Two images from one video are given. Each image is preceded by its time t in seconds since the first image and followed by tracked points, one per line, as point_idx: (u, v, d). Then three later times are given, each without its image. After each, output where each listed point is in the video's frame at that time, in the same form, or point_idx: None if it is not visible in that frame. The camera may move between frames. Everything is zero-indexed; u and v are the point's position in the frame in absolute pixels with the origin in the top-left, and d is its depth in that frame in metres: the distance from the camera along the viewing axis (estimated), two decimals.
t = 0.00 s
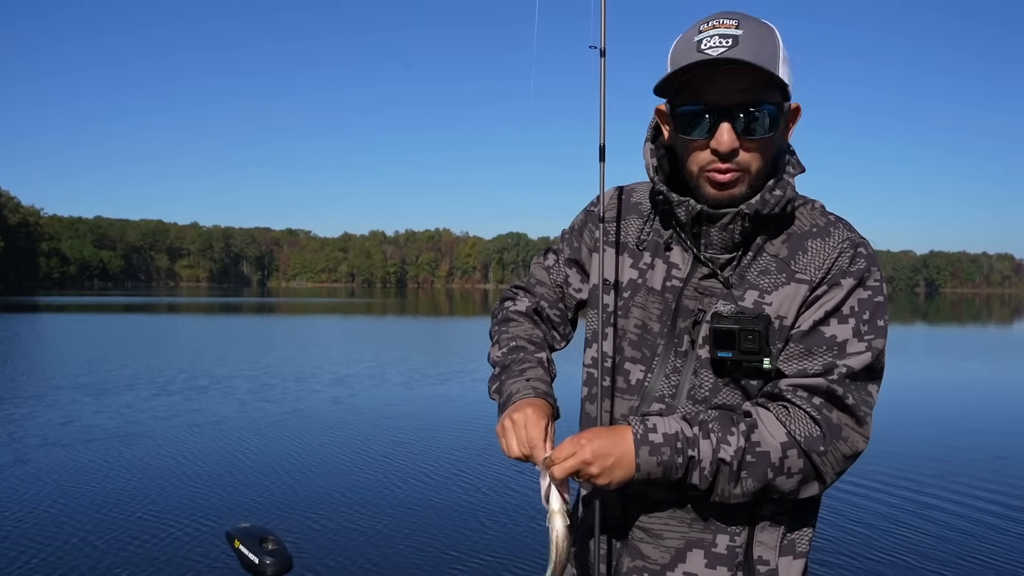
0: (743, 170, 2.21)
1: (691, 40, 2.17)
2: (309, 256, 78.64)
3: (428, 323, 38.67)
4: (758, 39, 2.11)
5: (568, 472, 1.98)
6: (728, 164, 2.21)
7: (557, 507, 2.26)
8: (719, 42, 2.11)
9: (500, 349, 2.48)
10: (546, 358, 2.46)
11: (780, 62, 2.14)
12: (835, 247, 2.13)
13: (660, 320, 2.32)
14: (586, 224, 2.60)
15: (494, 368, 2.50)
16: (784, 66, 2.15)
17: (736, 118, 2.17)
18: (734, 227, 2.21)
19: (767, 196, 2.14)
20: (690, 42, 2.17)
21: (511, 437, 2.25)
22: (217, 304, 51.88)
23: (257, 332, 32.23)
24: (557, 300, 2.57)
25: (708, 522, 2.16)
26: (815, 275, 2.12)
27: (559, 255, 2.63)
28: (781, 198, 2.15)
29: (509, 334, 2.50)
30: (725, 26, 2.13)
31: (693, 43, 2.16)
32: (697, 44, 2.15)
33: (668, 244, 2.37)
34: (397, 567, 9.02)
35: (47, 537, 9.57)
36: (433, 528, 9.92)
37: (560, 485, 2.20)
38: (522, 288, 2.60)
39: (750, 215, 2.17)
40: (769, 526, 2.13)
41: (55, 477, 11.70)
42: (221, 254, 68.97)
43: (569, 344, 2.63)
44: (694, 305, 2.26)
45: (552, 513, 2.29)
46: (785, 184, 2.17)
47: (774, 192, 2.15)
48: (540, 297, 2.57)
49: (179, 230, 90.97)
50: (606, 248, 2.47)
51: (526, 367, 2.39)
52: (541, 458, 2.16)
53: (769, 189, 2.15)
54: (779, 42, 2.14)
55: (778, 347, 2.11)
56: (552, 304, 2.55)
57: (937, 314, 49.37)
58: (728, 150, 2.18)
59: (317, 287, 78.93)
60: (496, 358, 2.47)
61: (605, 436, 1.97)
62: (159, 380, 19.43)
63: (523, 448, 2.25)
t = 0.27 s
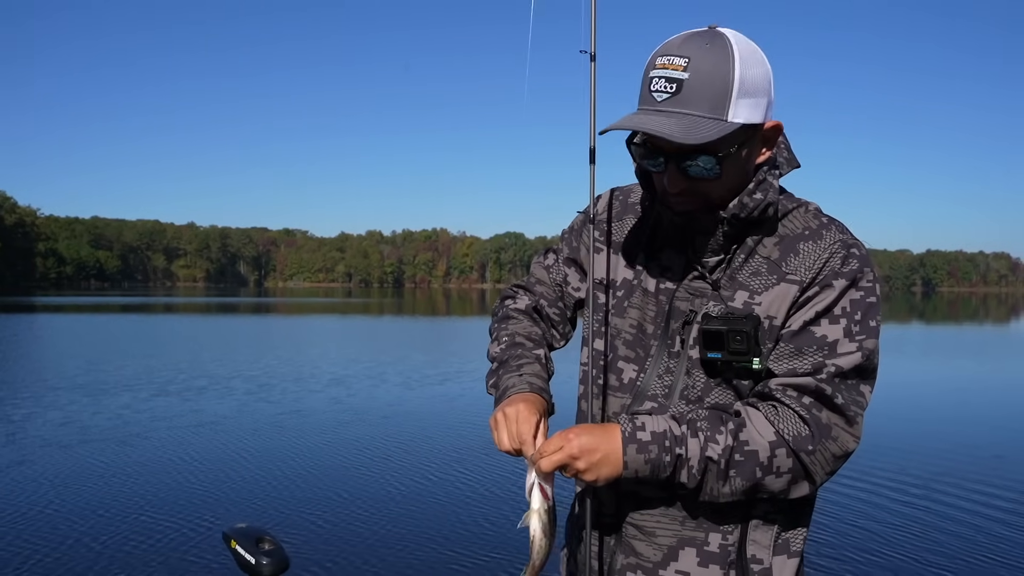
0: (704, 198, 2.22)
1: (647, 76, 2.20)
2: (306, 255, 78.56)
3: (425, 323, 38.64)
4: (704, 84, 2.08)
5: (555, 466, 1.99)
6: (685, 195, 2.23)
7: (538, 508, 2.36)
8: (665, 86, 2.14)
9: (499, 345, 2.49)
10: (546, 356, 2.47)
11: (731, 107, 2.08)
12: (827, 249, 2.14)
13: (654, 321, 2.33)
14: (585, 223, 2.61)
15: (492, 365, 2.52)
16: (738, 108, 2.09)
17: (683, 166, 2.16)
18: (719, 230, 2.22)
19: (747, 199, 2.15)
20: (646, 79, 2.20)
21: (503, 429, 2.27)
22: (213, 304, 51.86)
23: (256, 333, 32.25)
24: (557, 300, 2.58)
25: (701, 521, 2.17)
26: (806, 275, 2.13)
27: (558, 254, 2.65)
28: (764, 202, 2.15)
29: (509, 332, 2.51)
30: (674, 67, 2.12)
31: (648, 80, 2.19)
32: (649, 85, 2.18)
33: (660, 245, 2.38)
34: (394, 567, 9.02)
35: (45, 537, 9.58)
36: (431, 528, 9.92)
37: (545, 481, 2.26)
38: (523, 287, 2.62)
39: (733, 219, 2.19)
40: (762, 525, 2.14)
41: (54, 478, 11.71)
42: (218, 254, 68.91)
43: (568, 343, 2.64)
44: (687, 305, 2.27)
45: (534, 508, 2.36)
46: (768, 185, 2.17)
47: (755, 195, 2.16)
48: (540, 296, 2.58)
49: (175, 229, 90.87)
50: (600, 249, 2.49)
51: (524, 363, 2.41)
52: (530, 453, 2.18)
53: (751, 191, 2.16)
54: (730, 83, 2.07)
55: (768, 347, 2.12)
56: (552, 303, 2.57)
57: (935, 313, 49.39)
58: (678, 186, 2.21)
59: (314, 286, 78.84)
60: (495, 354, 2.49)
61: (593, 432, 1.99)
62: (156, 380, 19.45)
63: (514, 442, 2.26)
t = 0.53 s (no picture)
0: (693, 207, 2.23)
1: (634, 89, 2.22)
2: (304, 255, 78.50)
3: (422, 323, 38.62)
4: (690, 100, 2.11)
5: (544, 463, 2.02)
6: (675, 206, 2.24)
7: (531, 505, 2.36)
8: (653, 101, 2.16)
9: (498, 346, 2.52)
10: (544, 355, 2.50)
11: (720, 119, 2.11)
12: (817, 248, 2.17)
13: (647, 321, 2.37)
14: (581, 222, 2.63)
15: (491, 364, 2.55)
16: (727, 120, 2.11)
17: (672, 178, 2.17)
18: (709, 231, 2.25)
19: (738, 202, 2.17)
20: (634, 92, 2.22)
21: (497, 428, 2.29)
22: (211, 304, 51.79)
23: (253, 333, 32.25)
24: (556, 300, 2.60)
25: (693, 518, 2.20)
26: (795, 275, 2.16)
27: (555, 253, 2.68)
28: (754, 203, 2.18)
29: (508, 333, 2.54)
30: (661, 82, 2.14)
31: (635, 93, 2.22)
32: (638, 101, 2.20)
33: (653, 245, 2.41)
34: (394, 566, 9.05)
35: (46, 537, 9.59)
36: (431, 527, 9.95)
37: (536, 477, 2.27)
38: (521, 288, 2.65)
39: (724, 221, 2.21)
40: (755, 522, 2.17)
41: (53, 478, 11.72)
42: (216, 254, 68.83)
43: (566, 342, 2.67)
44: (678, 306, 2.31)
45: (526, 508, 2.38)
46: (758, 187, 2.20)
47: (746, 197, 2.19)
48: (538, 296, 2.61)
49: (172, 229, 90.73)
50: (593, 249, 2.52)
51: (521, 364, 2.44)
52: (523, 450, 2.20)
53: (741, 193, 2.18)
54: (718, 95, 2.10)
55: (759, 346, 2.16)
56: (550, 303, 2.60)
57: (932, 312, 49.47)
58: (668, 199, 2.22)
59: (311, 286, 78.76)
60: (495, 355, 2.52)
61: (581, 429, 2.03)
62: (154, 381, 19.44)
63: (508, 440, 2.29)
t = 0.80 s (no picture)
0: (698, 183, 2.23)
1: (627, 70, 2.21)
2: (298, 252, 78.29)
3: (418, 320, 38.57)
4: (692, 64, 2.11)
5: (539, 463, 2.02)
6: (682, 184, 2.23)
7: (526, 504, 2.37)
8: (651, 74, 2.15)
9: (486, 340, 2.53)
10: (532, 348, 2.51)
11: (719, 83, 2.13)
12: (806, 234, 2.18)
13: (639, 314, 2.37)
14: (571, 217, 2.64)
15: (479, 357, 2.55)
16: (725, 85, 2.14)
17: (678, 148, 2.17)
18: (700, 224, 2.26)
19: (730, 192, 2.18)
20: (628, 73, 2.21)
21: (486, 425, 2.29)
22: (205, 302, 51.63)
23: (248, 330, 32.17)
24: (542, 291, 2.61)
25: (685, 510, 2.21)
26: (786, 262, 2.17)
27: (545, 248, 2.69)
28: (748, 192, 2.18)
29: (496, 325, 2.54)
30: (656, 55, 2.16)
31: (629, 73, 2.21)
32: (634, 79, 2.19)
33: (646, 238, 2.43)
34: (391, 563, 9.05)
35: (42, 536, 9.56)
36: (427, 523, 9.97)
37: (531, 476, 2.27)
38: (509, 281, 2.65)
39: (716, 213, 2.22)
40: (747, 513, 2.17)
41: (49, 476, 11.69)
42: (210, 251, 68.62)
43: (556, 334, 2.68)
44: (671, 298, 2.32)
45: (522, 506, 2.38)
46: (750, 177, 2.20)
47: (738, 187, 2.18)
48: (527, 290, 2.61)
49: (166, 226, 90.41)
50: (585, 243, 2.53)
51: (509, 356, 2.44)
52: (516, 448, 2.20)
53: (735, 182, 2.19)
54: (715, 61, 2.12)
55: (751, 335, 2.16)
56: (539, 297, 2.60)
57: (926, 308, 49.50)
58: (676, 175, 2.21)
59: (306, 283, 78.57)
60: (482, 348, 2.52)
61: (574, 430, 2.03)
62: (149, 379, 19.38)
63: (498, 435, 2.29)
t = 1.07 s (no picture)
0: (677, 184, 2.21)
1: (603, 71, 2.22)
2: (290, 250, 78.05)
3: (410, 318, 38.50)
4: (665, 65, 2.11)
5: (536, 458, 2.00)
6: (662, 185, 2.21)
7: (525, 501, 2.33)
8: (625, 76, 2.15)
9: (477, 340, 2.50)
10: (524, 347, 2.49)
11: (693, 83, 2.11)
12: (791, 223, 2.16)
13: (627, 310, 2.36)
14: (557, 216, 2.62)
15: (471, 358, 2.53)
16: (699, 85, 2.12)
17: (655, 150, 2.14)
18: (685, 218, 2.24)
19: (713, 185, 2.16)
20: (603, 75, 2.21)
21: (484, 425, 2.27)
22: (197, 300, 51.41)
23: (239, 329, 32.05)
24: (532, 290, 2.59)
25: (678, 502, 2.19)
26: (772, 252, 2.15)
27: (532, 246, 2.66)
28: (731, 186, 2.16)
29: (486, 326, 2.52)
30: (630, 57, 2.15)
31: (605, 76, 2.21)
32: (609, 81, 2.20)
33: (634, 236, 2.41)
34: (385, 561, 9.02)
35: (35, 536, 9.49)
36: (421, 520, 9.96)
37: (528, 473, 2.25)
38: (496, 280, 2.62)
39: (699, 207, 2.19)
40: (738, 505, 2.16)
41: (41, 476, 11.61)
42: (202, 249, 68.35)
43: (544, 333, 2.66)
44: (659, 293, 2.30)
45: (519, 503, 2.35)
46: (733, 170, 2.18)
47: (721, 180, 2.17)
48: (514, 288, 2.59)
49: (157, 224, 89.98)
50: (575, 238, 2.49)
51: (502, 357, 2.42)
52: (512, 447, 2.18)
53: (717, 176, 2.17)
54: (688, 62, 2.11)
55: (740, 326, 2.15)
56: (527, 295, 2.57)
57: (917, 305, 49.66)
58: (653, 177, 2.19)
59: (298, 281, 78.35)
60: (473, 350, 2.50)
61: (569, 423, 2.01)
62: (139, 378, 19.28)
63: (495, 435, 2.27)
